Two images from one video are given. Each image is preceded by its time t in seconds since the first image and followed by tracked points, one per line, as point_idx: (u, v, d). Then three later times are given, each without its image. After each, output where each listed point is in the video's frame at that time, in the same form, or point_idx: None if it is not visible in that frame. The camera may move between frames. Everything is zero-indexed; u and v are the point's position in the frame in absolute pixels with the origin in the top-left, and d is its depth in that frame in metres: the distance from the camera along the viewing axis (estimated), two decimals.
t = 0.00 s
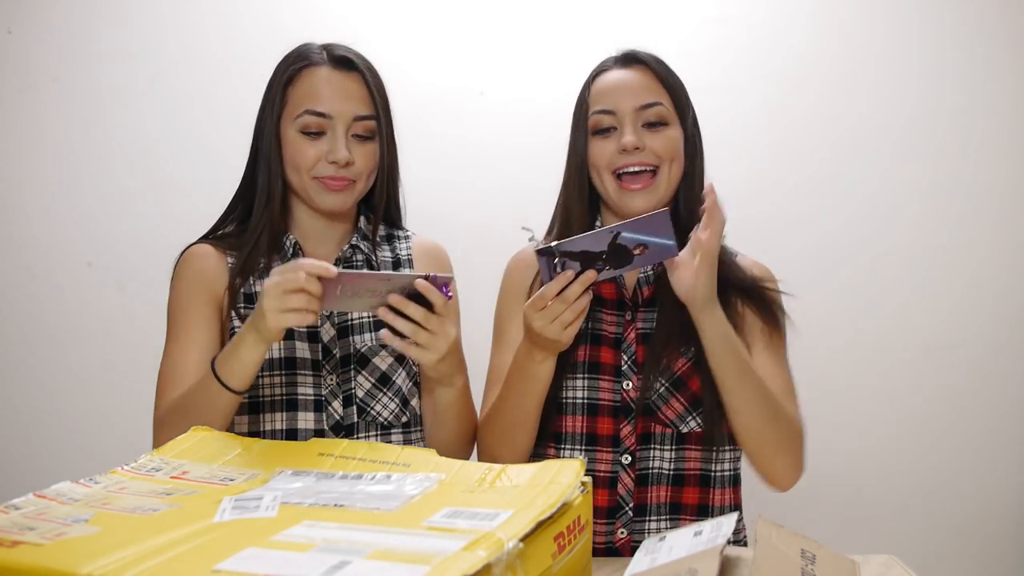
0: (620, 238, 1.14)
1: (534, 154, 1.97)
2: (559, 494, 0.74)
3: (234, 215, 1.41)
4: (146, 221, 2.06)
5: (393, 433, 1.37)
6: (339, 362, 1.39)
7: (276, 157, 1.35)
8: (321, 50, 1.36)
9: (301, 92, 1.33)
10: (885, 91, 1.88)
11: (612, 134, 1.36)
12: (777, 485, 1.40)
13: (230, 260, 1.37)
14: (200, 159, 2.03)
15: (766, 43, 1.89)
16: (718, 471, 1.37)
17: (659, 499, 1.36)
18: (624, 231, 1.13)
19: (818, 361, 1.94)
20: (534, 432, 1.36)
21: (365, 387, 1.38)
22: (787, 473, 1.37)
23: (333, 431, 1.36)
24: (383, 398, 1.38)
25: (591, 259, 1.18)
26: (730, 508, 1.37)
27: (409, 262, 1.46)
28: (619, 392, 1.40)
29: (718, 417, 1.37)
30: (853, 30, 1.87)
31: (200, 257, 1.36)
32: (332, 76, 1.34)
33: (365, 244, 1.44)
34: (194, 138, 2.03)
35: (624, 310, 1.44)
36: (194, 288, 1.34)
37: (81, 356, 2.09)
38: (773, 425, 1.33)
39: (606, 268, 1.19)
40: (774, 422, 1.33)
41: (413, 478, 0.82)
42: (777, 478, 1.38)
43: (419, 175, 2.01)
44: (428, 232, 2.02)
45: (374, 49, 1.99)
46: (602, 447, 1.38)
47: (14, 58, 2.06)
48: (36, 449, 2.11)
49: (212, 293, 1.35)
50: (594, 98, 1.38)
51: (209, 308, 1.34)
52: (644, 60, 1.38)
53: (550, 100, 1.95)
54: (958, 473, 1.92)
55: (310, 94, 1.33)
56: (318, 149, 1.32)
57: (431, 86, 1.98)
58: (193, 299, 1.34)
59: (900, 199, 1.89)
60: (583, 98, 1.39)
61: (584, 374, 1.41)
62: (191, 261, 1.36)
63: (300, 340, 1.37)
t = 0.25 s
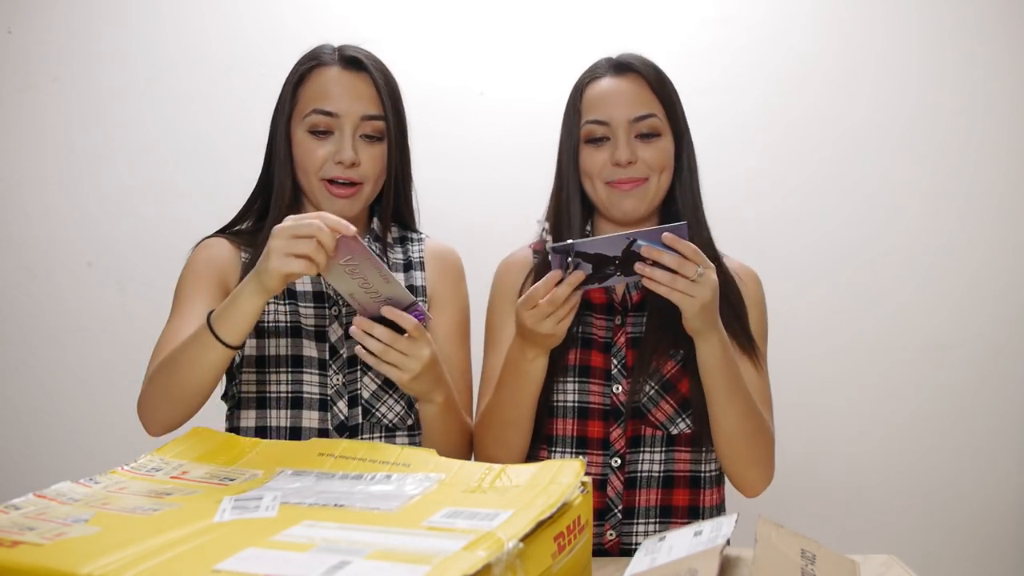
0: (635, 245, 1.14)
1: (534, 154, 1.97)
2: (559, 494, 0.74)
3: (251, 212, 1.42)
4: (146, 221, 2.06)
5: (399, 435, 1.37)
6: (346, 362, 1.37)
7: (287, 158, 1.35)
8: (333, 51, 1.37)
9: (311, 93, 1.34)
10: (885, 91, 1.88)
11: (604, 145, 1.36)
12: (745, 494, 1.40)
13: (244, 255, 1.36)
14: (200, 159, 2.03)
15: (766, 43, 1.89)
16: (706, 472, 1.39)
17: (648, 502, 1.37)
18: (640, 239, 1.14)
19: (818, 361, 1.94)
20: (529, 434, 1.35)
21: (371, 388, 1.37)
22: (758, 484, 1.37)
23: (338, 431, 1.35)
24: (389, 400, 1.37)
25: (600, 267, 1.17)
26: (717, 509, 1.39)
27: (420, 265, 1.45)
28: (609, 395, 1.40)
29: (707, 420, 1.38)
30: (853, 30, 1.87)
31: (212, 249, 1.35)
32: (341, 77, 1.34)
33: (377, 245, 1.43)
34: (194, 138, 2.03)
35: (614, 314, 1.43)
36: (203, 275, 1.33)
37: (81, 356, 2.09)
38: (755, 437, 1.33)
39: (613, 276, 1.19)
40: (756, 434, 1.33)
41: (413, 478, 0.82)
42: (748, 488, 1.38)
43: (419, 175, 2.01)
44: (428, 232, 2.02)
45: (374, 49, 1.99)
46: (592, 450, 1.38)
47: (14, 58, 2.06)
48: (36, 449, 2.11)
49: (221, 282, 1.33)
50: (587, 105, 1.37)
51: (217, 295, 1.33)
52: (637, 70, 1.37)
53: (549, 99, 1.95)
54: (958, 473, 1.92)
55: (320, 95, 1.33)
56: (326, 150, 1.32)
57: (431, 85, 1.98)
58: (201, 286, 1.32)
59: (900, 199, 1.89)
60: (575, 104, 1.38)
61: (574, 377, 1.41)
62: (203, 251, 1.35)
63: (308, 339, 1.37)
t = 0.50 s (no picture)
0: (634, 252, 1.13)
1: (534, 154, 1.97)
2: (559, 494, 0.74)
3: (262, 211, 1.42)
4: (146, 221, 2.06)
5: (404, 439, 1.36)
6: (353, 365, 1.37)
7: (297, 159, 1.35)
8: (341, 51, 1.37)
9: (319, 93, 1.34)
10: (885, 91, 1.88)
11: (593, 151, 1.36)
12: (742, 489, 1.40)
13: (253, 255, 1.37)
14: (201, 159, 2.03)
15: (766, 43, 1.89)
16: (697, 467, 1.39)
17: (639, 498, 1.37)
18: (640, 246, 1.13)
19: (819, 361, 1.94)
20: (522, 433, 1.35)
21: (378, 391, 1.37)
22: (755, 479, 1.37)
23: (342, 434, 1.35)
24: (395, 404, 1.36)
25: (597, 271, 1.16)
26: (709, 505, 1.38)
27: (428, 269, 1.45)
28: (599, 393, 1.40)
29: (696, 416, 1.37)
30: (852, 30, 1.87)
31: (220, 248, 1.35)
32: (349, 76, 1.34)
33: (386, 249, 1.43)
34: (194, 138, 2.03)
35: (602, 314, 1.44)
36: (214, 272, 1.33)
37: (81, 356, 2.09)
38: (750, 433, 1.33)
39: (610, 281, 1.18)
40: (751, 430, 1.33)
41: (413, 478, 0.82)
42: (745, 483, 1.38)
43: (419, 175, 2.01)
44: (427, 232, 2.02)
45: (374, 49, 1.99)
46: (583, 448, 1.38)
47: (14, 58, 2.06)
48: (36, 449, 2.11)
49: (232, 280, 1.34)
50: (577, 111, 1.37)
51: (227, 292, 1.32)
52: (626, 76, 1.37)
53: (549, 99, 1.95)
54: (958, 473, 1.92)
55: (329, 94, 1.33)
56: (334, 150, 1.32)
57: (431, 85, 1.98)
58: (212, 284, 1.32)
59: (900, 199, 1.89)
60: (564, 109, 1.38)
61: (564, 376, 1.42)
62: (213, 250, 1.36)
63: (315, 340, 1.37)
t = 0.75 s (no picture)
0: (629, 251, 1.16)
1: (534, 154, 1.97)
2: (559, 494, 0.74)
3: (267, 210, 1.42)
4: (145, 221, 2.06)
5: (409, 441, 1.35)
6: (357, 367, 1.38)
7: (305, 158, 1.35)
8: (352, 51, 1.37)
9: (329, 93, 1.34)
10: (885, 91, 1.88)
11: (583, 153, 1.36)
12: (744, 482, 1.40)
13: (258, 256, 1.37)
14: (201, 159, 2.03)
15: (766, 43, 1.89)
16: (695, 462, 1.39)
17: (639, 495, 1.36)
18: (635, 244, 1.16)
19: (819, 361, 1.94)
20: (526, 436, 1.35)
21: (382, 394, 1.38)
22: (757, 471, 1.37)
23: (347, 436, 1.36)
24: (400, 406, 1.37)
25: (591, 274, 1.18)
26: (709, 499, 1.38)
27: (434, 271, 1.45)
28: (596, 392, 1.40)
29: (693, 411, 1.38)
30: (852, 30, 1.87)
31: (225, 249, 1.36)
32: (360, 76, 1.34)
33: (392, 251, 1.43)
34: (194, 138, 2.03)
35: (597, 314, 1.45)
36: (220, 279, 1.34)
37: (81, 356, 2.09)
38: (749, 427, 1.33)
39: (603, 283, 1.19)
40: (751, 423, 1.33)
41: (413, 478, 0.82)
42: (747, 475, 1.38)
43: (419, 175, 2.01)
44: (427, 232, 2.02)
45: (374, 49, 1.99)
46: (583, 447, 1.38)
47: (13, 58, 2.06)
48: (36, 449, 2.11)
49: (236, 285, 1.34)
50: (567, 114, 1.37)
51: (235, 299, 1.34)
52: (615, 79, 1.37)
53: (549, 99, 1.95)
54: (958, 473, 1.92)
55: (339, 93, 1.33)
56: (344, 150, 1.32)
57: (431, 85, 1.98)
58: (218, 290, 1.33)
59: (901, 199, 1.89)
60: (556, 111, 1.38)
61: (561, 376, 1.41)
62: (217, 251, 1.36)
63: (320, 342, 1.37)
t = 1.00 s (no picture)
0: (643, 262, 1.14)
1: (534, 154, 1.97)
2: (559, 494, 0.74)
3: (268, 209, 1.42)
4: (145, 221, 2.06)
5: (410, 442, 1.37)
6: (359, 367, 1.38)
7: (309, 157, 1.35)
8: (356, 50, 1.37)
9: (333, 92, 1.34)
10: (885, 91, 1.88)
11: (590, 155, 1.36)
12: (756, 485, 1.41)
13: (258, 258, 1.37)
14: (201, 160, 2.03)
15: (766, 43, 1.89)
16: (707, 464, 1.39)
17: (651, 497, 1.37)
18: (649, 256, 1.13)
19: (819, 361, 1.94)
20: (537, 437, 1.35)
21: (384, 395, 1.39)
22: (769, 476, 1.39)
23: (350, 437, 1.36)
24: (402, 407, 1.38)
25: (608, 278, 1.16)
26: (720, 501, 1.38)
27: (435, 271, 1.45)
28: (608, 394, 1.41)
29: (705, 413, 1.38)
30: (852, 30, 1.87)
31: (224, 253, 1.36)
32: (366, 76, 1.34)
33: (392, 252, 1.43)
34: (194, 138, 2.03)
35: (608, 315, 1.45)
36: (223, 292, 1.34)
37: (81, 356, 2.09)
38: (762, 433, 1.34)
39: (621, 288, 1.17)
40: (763, 430, 1.34)
41: (413, 478, 0.82)
42: (759, 479, 1.39)
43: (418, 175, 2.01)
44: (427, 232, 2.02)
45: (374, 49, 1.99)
46: (595, 449, 1.39)
47: (14, 58, 2.06)
48: (36, 449, 2.11)
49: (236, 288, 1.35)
50: (573, 116, 1.37)
51: (238, 308, 1.34)
52: (620, 80, 1.36)
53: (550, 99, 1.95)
54: (958, 473, 1.92)
55: (343, 93, 1.33)
56: (349, 149, 1.32)
57: (431, 86, 1.98)
58: (219, 295, 1.34)
59: (901, 199, 1.89)
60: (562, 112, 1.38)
61: (573, 378, 1.42)
62: (216, 255, 1.36)
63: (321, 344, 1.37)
